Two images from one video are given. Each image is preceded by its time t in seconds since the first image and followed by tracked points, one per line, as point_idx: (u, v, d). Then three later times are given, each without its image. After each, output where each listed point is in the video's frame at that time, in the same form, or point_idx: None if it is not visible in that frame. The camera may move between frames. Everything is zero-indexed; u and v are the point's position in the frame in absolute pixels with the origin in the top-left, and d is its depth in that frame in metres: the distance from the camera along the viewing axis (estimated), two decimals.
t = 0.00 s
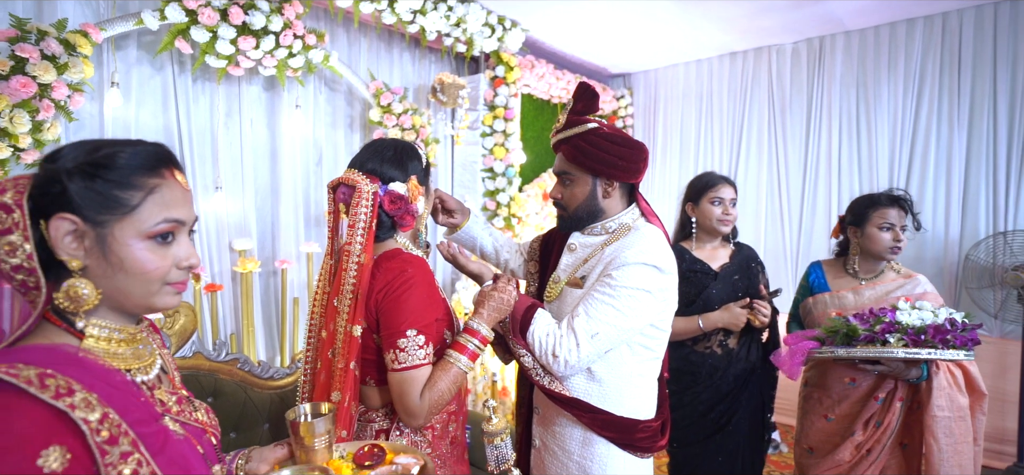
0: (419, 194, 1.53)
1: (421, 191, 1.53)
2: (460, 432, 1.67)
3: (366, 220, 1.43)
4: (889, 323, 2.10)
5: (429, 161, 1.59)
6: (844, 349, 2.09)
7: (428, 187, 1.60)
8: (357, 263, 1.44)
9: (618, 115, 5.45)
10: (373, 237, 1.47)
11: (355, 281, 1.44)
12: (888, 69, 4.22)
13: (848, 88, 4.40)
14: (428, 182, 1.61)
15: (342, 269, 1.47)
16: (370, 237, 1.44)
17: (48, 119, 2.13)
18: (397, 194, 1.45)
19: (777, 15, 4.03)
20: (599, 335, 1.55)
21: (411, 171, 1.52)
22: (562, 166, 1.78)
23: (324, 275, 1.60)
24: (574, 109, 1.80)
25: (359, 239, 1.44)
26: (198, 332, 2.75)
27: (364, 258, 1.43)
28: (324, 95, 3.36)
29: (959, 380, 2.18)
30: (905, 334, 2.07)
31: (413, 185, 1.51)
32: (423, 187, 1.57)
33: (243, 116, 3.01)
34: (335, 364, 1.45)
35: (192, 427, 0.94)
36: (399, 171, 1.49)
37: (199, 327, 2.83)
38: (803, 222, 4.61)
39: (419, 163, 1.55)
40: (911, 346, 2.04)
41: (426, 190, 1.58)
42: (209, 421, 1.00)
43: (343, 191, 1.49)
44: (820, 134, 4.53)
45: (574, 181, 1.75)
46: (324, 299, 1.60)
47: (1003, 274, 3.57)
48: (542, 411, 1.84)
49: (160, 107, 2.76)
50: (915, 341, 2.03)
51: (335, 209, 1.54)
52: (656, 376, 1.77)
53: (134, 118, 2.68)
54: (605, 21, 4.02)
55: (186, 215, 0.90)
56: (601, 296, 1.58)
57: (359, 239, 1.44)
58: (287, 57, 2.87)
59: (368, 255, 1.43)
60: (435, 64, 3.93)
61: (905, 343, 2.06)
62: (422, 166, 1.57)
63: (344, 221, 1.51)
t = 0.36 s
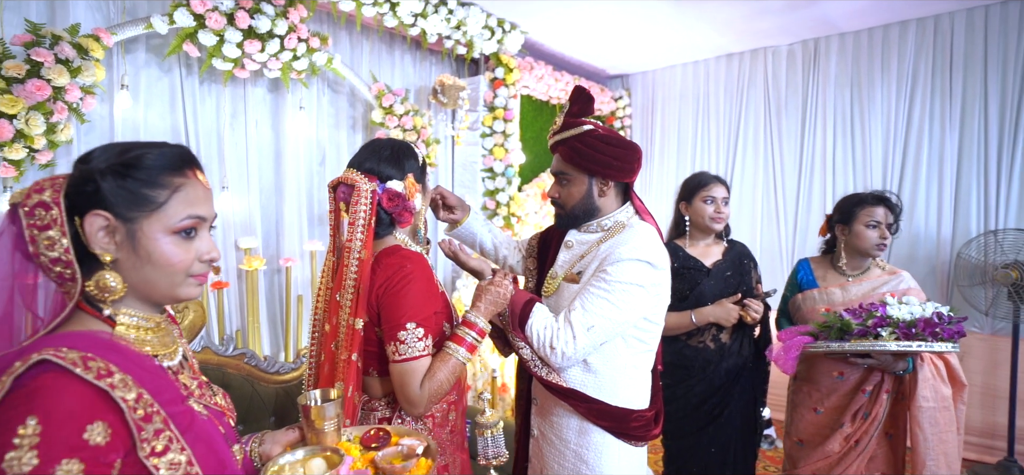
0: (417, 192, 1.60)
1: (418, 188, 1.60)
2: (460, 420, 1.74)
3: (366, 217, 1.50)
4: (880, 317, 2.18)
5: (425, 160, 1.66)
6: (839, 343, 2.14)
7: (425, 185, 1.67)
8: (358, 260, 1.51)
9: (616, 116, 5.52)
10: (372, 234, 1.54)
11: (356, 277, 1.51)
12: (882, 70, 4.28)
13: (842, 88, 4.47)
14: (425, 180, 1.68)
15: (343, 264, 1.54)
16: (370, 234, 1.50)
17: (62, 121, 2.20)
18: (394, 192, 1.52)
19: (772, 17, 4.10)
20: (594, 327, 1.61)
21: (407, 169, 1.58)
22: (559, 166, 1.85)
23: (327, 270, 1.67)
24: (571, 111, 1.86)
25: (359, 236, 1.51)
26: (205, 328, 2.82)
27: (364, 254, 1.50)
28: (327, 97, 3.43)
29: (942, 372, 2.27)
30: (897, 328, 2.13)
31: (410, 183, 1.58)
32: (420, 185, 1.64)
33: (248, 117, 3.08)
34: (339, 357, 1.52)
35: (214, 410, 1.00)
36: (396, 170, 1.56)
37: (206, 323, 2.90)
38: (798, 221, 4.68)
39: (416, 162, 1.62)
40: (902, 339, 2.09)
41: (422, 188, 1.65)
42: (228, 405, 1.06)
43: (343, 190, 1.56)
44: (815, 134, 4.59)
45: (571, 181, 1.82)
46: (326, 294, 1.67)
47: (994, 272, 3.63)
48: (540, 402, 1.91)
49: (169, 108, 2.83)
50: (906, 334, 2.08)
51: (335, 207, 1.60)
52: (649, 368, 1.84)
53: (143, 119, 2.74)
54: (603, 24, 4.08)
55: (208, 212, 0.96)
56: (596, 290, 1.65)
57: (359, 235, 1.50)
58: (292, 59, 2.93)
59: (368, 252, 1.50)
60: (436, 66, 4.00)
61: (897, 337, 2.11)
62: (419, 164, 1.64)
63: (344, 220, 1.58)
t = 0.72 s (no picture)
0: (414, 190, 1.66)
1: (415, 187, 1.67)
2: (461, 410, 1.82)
3: (365, 216, 1.57)
4: (869, 313, 2.24)
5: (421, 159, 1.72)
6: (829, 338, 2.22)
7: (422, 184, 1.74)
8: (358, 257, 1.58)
9: (614, 117, 5.61)
10: (372, 232, 1.61)
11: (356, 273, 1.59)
12: (874, 73, 4.36)
13: (836, 90, 4.55)
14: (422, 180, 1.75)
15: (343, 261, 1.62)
16: (369, 233, 1.58)
17: (76, 124, 2.27)
18: (390, 191, 1.59)
19: (766, 21, 4.19)
20: (591, 321, 1.69)
21: (403, 169, 1.65)
22: (556, 167, 1.92)
23: (329, 269, 1.74)
24: (568, 115, 1.94)
25: (358, 235, 1.57)
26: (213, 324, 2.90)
27: (362, 253, 1.57)
28: (330, 99, 3.50)
29: (924, 365, 2.39)
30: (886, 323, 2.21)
31: (406, 182, 1.64)
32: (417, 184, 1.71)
33: (254, 119, 3.16)
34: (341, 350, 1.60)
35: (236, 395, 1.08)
36: (392, 170, 1.63)
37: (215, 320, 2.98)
38: (793, 221, 4.76)
39: (411, 161, 1.69)
40: (891, 334, 2.18)
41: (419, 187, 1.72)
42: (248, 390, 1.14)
43: (343, 192, 1.63)
44: (809, 136, 4.67)
45: (568, 181, 1.89)
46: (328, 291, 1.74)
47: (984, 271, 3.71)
48: (538, 394, 1.99)
49: (177, 110, 2.90)
50: (894, 329, 2.17)
51: (334, 208, 1.68)
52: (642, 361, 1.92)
53: (152, 122, 2.82)
54: (601, 27, 4.16)
55: (231, 210, 1.03)
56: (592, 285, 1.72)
57: (359, 233, 1.57)
58: (296, 63, 3.00)
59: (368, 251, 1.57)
60: (436, 68, 4.08)
61: (886, 332, 2.19)
62: (415, 163, 1.71)
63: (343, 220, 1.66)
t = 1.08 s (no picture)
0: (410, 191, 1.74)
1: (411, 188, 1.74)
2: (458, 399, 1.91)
3: (363, 215, 1.65)
4: (860, 310, 2.32)
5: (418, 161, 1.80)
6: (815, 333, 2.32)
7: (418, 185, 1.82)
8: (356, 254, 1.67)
9: (612, 118, 5.70)
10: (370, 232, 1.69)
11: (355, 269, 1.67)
12: (867, 75, 4.45)
13: (829, 92, 4.64)
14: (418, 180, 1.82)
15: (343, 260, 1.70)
16: (367, 232, 1.65)
17: (90, 127, 2.35)
18: (387, 193, 1.66)
19: (760, 25, 4.27)
20: (586, 316, 1.77)
21: (399, 172, 1.73)
22: (553, 169, 2.00)
23: (331, 267, 1.82)
24: (564, 119, 2.03)
25: (357, 234, 1.65)
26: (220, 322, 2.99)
27: (360, 251, 1.64)
28: (334, 102, 3.59)
29: (907, 359, 2.49)
30: (875, 319, 2.29)
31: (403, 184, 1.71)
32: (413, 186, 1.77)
33: (260, 123, 3.24)
34: (342, 344, 1.68)
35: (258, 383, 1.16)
36: (389, 172, 1.70)
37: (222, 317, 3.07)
38: (787, 221, 4.85)
39: (408, 163, 1.76)
40: (881, 330, 2.27)
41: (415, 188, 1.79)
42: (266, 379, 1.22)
43: (342, 195, 1.71)
44: (803, 136, 4.76)
45: (564, 183, 1.97)
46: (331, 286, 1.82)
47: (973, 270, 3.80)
48: (536, 387, 2.08)
49: (186, 114, 2.98)
50: (883, 325, 2.26)
51: (334, 210, 1.77)
52: (635, 354, 2.01)
53: (161, 124, 2.90)
54: (599, 30, 4.25)
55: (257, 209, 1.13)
56: (588, 282, 1.80)
57: (358, 233, 1.65)
58: (301, 67, 3.09)
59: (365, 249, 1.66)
60: (437, 71, 4.16)
61: (876, 328, 2.28)
62: (412, 165, 1.78)
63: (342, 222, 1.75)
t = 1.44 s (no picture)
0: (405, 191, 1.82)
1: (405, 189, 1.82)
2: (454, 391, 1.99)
3: (357, 214, 1.73)
4: (849, 303, 2.40)
5: (417, 164, 1.88)
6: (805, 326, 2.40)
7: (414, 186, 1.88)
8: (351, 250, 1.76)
9: (609, 120, 5.79)
10: (364, 230, 1.77)
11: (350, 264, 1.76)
12: (859, 78, 4.53)
13: (823, 94, 4.72)
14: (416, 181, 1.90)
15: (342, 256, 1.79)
16: (362, 229, 1.73)
17: (102, 130, 2.42)
18: (380, 192, 1.74)
19: (754, 28, 4.36)
20: (585, 313, 1.85)
21: (395, 172, 1.81)
22: (550, 169, 2.08)
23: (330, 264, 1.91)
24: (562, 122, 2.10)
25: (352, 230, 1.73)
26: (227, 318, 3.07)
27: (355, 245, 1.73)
28: (337, 104, 3.67)
29: (894, 352, 2.58)
30: (863, 312, 2.37)
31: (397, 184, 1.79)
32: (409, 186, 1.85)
33: (264, 125, 3.32)
34: (337, 336, 1.77)
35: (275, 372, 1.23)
36: (385, 172, 1.79)
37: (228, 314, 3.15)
38: (782, 220, 4.93)
39: (406, 165, 1.84)
40: (869, 322, 2.34)
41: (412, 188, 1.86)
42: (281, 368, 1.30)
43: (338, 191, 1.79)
44: (797, 137, 4.84)
45: (561, 183, 2.05)
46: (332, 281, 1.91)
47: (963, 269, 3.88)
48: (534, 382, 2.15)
49: (192, 116, 3.06)
50: (870, 317, 2.33)
51: (334, 208, 1.84)
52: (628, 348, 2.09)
53: (169, 126, 2.97)
54: (597, 33, 4.33)
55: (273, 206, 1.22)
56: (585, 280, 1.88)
57: (352, 230, 1.73)
58: (305, 71, 3.16)
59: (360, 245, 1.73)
60: (437, 74, 4.24)
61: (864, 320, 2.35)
62: (410, 167, 1.86)
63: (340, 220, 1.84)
